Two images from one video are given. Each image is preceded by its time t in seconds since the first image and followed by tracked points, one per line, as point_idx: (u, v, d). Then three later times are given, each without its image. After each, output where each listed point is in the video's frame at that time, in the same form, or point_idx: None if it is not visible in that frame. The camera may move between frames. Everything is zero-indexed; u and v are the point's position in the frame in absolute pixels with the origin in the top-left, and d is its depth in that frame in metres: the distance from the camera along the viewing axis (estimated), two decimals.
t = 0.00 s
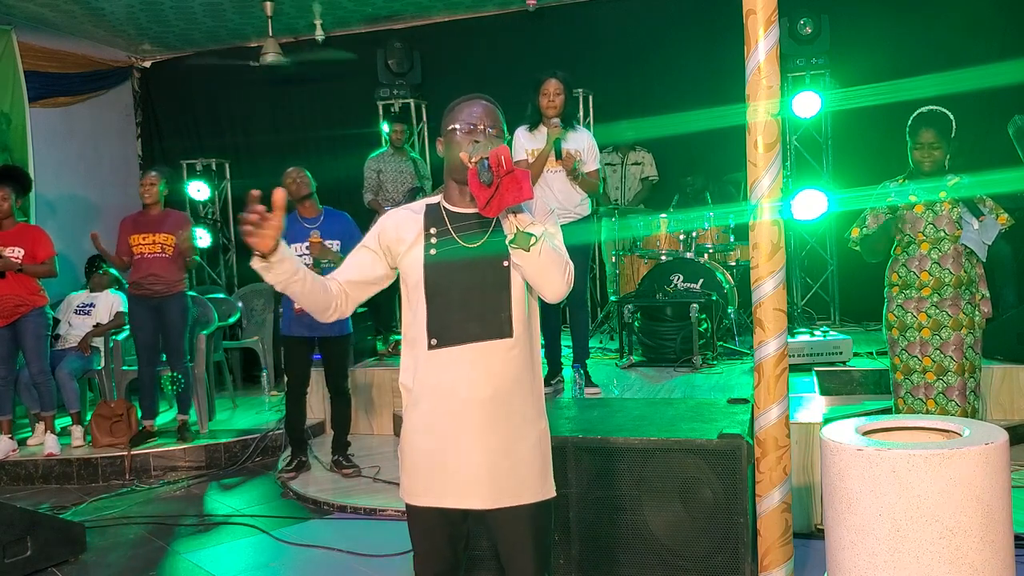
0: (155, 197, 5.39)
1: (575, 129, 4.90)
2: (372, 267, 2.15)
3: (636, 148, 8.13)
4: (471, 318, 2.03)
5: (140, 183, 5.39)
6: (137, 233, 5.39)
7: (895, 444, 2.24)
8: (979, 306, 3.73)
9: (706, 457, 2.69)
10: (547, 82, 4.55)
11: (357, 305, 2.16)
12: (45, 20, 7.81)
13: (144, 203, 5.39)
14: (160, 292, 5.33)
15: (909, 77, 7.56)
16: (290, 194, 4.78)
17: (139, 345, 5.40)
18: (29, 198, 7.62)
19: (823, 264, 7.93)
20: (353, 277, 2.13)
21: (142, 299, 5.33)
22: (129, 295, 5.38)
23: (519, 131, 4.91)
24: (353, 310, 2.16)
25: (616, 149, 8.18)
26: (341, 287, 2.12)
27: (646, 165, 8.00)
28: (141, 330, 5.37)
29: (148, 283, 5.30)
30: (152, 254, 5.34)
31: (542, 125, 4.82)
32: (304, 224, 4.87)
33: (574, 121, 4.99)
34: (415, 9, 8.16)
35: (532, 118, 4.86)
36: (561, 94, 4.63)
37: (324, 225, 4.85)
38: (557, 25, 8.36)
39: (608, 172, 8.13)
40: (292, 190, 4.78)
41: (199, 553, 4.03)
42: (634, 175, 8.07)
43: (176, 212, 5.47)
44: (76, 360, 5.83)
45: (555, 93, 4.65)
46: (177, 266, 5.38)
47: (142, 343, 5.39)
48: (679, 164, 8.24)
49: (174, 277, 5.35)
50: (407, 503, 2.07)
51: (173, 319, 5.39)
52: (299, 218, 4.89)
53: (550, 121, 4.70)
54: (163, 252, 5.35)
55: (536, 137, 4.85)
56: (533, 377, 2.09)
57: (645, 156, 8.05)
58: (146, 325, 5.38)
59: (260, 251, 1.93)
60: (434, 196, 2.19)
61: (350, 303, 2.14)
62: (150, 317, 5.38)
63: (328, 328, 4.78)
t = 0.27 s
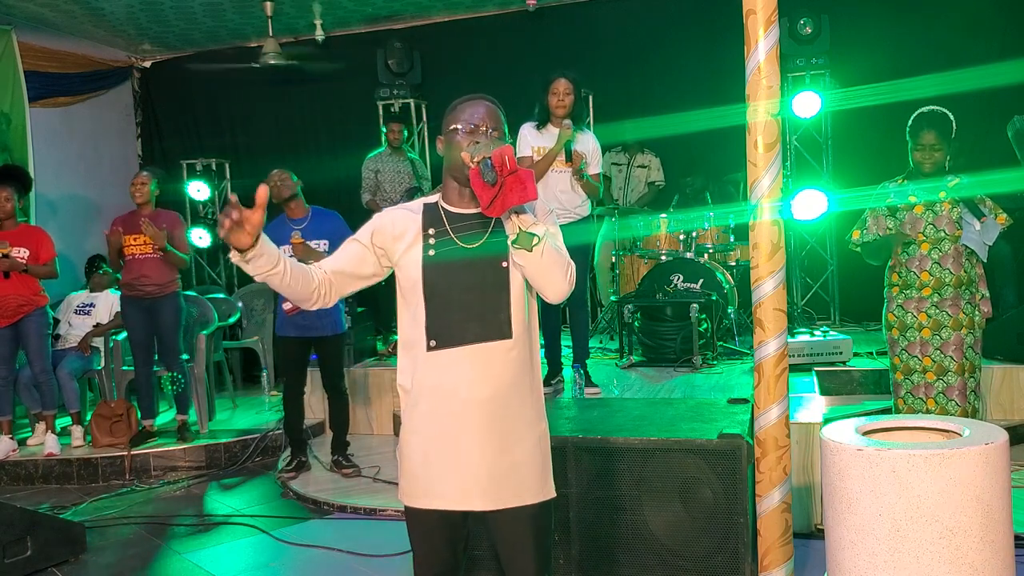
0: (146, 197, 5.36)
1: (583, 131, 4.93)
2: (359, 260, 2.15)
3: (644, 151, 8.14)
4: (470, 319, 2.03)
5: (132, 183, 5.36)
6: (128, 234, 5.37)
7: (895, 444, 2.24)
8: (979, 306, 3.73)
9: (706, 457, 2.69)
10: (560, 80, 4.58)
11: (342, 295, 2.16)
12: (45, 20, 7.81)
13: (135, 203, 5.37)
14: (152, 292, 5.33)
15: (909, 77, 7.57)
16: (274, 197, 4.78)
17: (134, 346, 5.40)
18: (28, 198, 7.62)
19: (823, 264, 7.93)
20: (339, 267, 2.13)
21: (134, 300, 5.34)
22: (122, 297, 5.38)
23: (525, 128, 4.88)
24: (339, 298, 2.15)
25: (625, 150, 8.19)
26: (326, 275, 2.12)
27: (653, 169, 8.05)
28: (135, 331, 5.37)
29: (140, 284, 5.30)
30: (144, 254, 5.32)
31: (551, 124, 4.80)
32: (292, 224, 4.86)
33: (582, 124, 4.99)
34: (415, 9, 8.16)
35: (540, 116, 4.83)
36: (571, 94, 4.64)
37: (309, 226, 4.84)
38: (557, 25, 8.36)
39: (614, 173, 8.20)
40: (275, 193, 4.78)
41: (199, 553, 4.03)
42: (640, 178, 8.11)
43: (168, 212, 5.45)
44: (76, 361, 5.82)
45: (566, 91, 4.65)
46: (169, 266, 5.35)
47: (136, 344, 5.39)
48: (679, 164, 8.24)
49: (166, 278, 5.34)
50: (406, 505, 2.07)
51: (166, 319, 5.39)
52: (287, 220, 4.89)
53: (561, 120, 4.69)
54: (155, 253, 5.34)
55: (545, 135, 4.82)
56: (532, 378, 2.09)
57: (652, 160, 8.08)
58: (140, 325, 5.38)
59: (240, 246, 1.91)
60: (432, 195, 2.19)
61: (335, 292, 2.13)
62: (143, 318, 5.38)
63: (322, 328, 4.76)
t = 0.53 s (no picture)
0: (137, 197, 5.37)
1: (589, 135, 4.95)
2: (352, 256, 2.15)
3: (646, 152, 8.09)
4: (470, 320, 2.03)
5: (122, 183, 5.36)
6: (119, 235, 5.39)
7: (895, 444, 2.24)
8: (979, 306, 3.73)
9: (705, 458, 2.69)
10: (565, 80, 4.57)
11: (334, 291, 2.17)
12: (45, 20, 7.81)
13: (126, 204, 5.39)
14: (143, 294, 5.33)
15: (909, 77, 7.57)
16: (263, 198, 4.77)
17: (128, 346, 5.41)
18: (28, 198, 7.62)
19: (823, 264, 7.93)
20: (334, 264, 2.14)
21: (126, 301, 5.34)
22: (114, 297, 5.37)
23: (529, 126, 4.87)
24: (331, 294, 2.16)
25: (628, 150, 8.17)
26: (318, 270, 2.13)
27: (653, 171, 7.98)
28: (128, 332, 5.37)
29: (132, 285, 5.30)
30: (135, 255, 5.33)
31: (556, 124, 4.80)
32: (281, 225, 4.86)
33: (587, 127, 5.00)
34: (415, 9, 8.16)
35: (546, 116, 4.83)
36: (576, 95, 4.65)
37: (299, 227, 4.83)
38: (557, 25, 8.36)
39: (616, 172, 8.13)
40: (263, 195, 4.76)
41: (199, 553, 4.03)
42: (641, 179, 8.03)
43: (158, 213, 5.47)
44: (76, 361, 5.80)
45: (571, 92, 4.65)
46: (162, 266, 5.38)
47: (129, 345, 5.39)
48: (679, 164, 8.24)
49: (159, 278, 5.36)
50: (406, 506, 2.06)
51: (158, 319, 5.38)
52: (278, 221, 4.88)
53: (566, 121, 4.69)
54: (146, 253, 5.35)
55: (549, 134, 4.81)
56: (531, 378, 2.09)
57: (654, 162, 8.01)
58: (133, 326, 5.37)
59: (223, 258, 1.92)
60: (430, 195, 2.19)
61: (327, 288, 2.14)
62: (135, 318, 5.37)
63: (313, 329, 4.75)
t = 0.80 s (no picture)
0: (130, 199, 5.38)
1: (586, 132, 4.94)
2: (357, 267, 2.13)
3: (643, 152, 8.11)
4: (469, 321, 2.03)
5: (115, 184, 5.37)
6: (111, 236, 5.39)
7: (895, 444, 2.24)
8: (979, 306, 3.72)
9: (706, 458, 2.69)
10: (560, 79, 4.54)
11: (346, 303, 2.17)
12: (45, 20, 7.81)
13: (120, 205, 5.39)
14: (136, 295, 5.34)
15: (909, 77, 7.56)
16: (261, 198, 4.78)
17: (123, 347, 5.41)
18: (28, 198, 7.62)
19: (823, 264, 7.93)
20: (342, 277, 2.13)
21: (119, 301, 5.34)
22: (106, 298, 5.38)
23: (528, 127, 4.86)
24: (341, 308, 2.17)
25: (625, 151, 8.21)
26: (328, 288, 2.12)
27: (653, 170, 7.99)
28: (121, 332, 5.37)
29: (124, 287, 5.30)
30: (127, 257, 5.33)
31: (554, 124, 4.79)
32: (278, 225, 4.86)
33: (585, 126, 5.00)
34: (415, 9, 8.16)
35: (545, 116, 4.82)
36: (573, 95, 4.63)
37: (296, 226, 4.83)
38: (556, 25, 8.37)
39: (614, 173, 8.20)
40: (260, 194, 4.78)
41: (199, 553, 4.03)
42: (640, 179, 8.04)
43: (151, 214, 5.47)
44: (76, 361, 5.80)
45: (569, 91, 4.64)
46: (153, 267, 5.37)
47: (123, 345, 5.40)
48: (679, 164, 8.24)
49: (150, 279, 5.36)
50: (404, 507, 2.06)
51: (150, 320, 5.38)
52: (275, 221, 4.88)
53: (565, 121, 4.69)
54: (139, 255, 5.34)
55: (547, 134, 4.80)
56: (530, 379, 2.09)
57: (652, 162, 8.02)
58: (126, 326, 5.37)
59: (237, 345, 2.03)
60: (428, 195, 2.19)
61: (337, 303, 2.15)
62: (128, 319, 5.38)
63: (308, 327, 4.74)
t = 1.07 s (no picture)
0: (127, 199, 5.39)
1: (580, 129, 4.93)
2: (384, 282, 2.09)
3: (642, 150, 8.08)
4: (466, 322, 2.03)
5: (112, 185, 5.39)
6: (109, 236, 5.39)
7: (895, 444, 2.24)
8: (979, 306, 3.72)
9: (706, 457, 2.68)
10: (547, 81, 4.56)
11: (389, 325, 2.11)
12: (45, 20, 7.81)
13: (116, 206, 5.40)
14: (134, 295, 5.34)
15: (909, 77, 7.56)
16: (269, 196, 4.77)
17: (121, 346, 5.41)
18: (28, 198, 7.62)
19: (823, 264, 7.93)
20: (371, 300, 2.07)
21: (116, 301, 5.35)
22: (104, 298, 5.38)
23: (521, 131, 4.87)
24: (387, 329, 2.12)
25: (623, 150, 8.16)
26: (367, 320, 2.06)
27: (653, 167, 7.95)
28: (119, 332, 5.38)
29: (123, 287, 5.31)
30: (125, 257, 5.33)
31: (546, 125, 4.79)
32: (285, 225, 4.85)
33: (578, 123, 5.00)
34: (415, 9, 8.16)
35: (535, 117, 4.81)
36: (562, 94, 4.62)
37: (302, 226, 4.82)
38: (556, 25, 8.37)
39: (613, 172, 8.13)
40: (270, 192, 4.75)
41: (199, 553, 4.03)
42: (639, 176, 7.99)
43: (148, 215, 5.47)
44: (76, 361, 5.80)
45: (557, 91, 4.64)
46: (151, 268, 5.37)
47: (121, 344, 5.40)
48: (678, 163, 8.24)
49: (149, 279, 5.36)
50: (402, 508, 2.06)
51: (147, 320, 5.38)
52: (281, 219, 4.87)
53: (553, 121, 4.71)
54: (136, 255, 5.34)
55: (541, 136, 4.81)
56: (528, 380, 2.08)
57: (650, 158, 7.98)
58: (124, 326, 5.38)
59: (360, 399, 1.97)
60: (424, 196, 2.19)
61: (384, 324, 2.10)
62: (125, 318, 5.38)
63: (312, 329, 4.77)
